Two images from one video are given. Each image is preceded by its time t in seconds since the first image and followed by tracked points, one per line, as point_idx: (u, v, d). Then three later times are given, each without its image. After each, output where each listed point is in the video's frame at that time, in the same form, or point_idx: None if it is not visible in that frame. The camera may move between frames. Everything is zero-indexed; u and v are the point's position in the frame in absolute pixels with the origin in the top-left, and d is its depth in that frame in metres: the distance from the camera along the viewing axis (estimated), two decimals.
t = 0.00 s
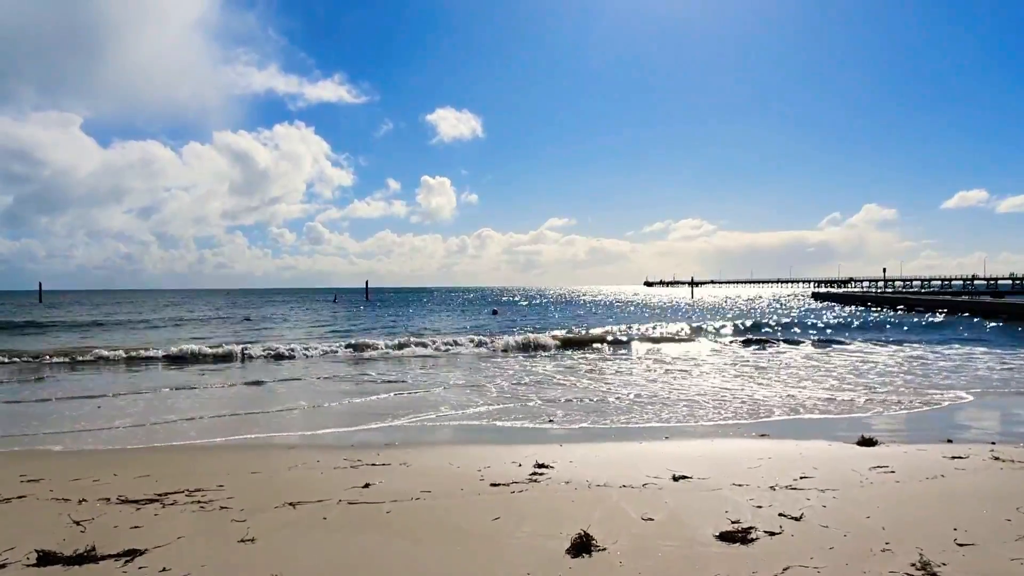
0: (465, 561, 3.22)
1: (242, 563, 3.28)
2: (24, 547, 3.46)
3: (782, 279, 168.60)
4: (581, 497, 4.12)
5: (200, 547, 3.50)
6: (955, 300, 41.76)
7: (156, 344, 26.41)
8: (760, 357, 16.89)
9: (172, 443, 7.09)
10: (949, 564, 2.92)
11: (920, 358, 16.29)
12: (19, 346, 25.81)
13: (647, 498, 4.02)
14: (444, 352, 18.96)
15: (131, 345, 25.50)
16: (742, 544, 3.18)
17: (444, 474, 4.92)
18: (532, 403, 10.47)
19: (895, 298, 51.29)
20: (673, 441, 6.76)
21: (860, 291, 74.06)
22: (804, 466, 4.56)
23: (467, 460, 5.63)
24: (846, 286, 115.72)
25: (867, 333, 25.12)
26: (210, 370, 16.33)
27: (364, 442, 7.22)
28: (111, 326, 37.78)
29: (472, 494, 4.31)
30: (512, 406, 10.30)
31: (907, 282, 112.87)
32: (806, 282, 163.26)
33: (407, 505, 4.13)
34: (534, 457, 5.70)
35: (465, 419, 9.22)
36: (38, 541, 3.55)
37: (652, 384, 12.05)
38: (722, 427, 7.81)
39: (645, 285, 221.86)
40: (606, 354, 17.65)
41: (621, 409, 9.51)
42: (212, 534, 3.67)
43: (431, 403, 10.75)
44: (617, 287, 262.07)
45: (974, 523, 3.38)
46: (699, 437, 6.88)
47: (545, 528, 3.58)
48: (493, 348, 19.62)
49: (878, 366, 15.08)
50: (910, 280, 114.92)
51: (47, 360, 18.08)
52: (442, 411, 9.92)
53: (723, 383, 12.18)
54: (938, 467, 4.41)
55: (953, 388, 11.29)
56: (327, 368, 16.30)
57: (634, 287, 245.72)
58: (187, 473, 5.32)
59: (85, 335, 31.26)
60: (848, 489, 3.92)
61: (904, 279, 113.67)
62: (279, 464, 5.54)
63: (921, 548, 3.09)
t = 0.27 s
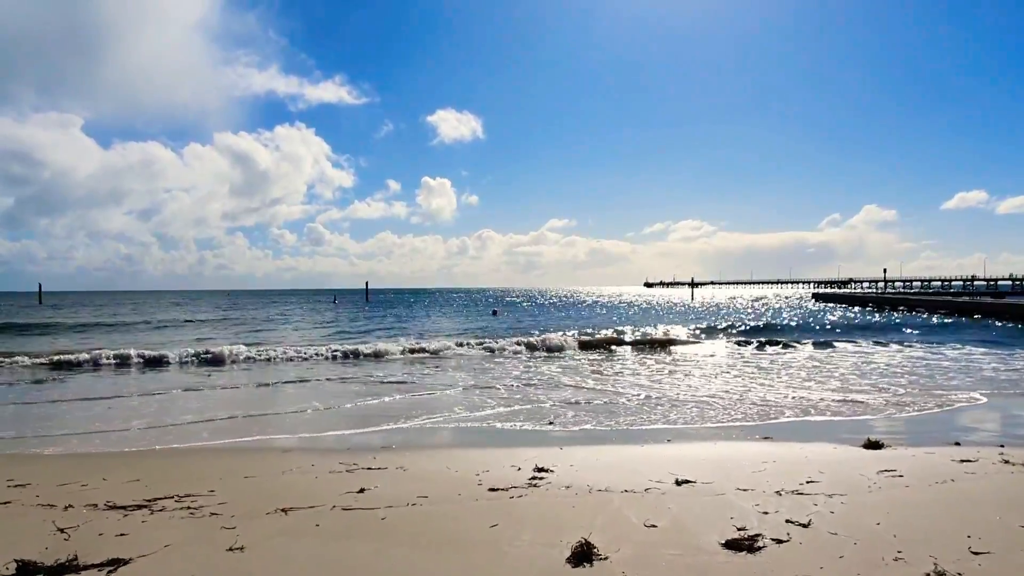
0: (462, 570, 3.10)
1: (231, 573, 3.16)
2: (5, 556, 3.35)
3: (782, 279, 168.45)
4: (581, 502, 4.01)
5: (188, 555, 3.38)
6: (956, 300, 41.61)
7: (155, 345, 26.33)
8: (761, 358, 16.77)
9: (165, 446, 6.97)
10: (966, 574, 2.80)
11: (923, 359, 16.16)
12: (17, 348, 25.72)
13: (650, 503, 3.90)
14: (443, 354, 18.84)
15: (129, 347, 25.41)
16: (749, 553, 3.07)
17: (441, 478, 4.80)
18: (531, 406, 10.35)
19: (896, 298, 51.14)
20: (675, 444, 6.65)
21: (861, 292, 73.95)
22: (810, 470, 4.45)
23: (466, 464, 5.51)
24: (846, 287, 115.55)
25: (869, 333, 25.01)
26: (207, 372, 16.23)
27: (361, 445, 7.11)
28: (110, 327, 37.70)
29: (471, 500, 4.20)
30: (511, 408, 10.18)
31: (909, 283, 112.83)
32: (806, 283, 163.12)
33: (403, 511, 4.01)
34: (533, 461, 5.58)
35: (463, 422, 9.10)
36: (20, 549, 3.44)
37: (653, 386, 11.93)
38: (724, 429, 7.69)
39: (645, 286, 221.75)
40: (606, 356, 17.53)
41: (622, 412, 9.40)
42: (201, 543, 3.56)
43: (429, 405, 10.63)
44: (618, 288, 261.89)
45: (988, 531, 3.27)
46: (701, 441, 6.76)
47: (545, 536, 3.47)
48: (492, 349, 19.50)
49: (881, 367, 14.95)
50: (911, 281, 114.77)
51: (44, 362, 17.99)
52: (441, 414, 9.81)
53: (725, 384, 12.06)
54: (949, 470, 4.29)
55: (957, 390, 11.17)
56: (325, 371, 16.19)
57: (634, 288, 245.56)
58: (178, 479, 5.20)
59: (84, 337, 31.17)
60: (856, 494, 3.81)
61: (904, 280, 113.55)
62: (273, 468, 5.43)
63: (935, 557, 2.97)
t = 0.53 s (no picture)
0: None
1: None
2: None
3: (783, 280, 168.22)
4: (579, 510, 3.90)
5: (170, 566, 3.29)
6: (958, 301, 41.44)
7: (154, 347, 26.27)
8: (763, 360, 16.64)
9: (158, 450, 6.88)
10: None
11: (926, 360, 16.02)
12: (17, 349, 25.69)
13: (649, 510, 3.79)
14: (443, 355, 18.74)
15: (129, 348, 25.34)
16: (753, 564, 2.95)
17: (436, 484, 4.69)
18: (531, 408, 10.23)
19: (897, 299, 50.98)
20: (677, 447, 6.53)
21: (862, 293, 73.74)
22: (814, 474, 4.33)
23: (462, 468, 5.40)
24: (847, 287, 115.35)
25: (871, 334, 24.86)
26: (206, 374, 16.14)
27: (356, 449, 7.00)
28: (110, 328, 37.65)
29: (466, 507, 4.09)
30: (510, 411, 10.05)
31: (910, 283, 112.64)
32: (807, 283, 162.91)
33: (395, 519, 3.91)
34: (531, 465, 5.47)
35: (461, 424, 8.99)
36: None
37: (654, 388, 11.82)
38: (727, 432, 7.57)
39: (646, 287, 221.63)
40: (607, 358, 17.42)
41: (622, 414, 9.30)
42: (184, 554, 3.46)
43: (427, 408, 10.51)
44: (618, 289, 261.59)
45: (1000, 540, 3.15)
46: (702, 444, 6.65)
47: (541, 545, 3.36)
48: (492, 351, 19.39)
49: (883, 368, 14.83)
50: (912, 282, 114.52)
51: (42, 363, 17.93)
52: (440, 416, 9.71)
53: (726, 386, 11.95)
54: (957, 475, 4.17)
55: (961, 391, 11.03)
56: (324, 372, 16.09)
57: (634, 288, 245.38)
58: (167, 485, 5.11)
59: (83, 338, 31.10)
60: (863, 501, 3.69)
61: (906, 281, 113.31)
62: (265, 473, 5.32)
63: (947, 568, 2.86)
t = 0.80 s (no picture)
0: None
1: None
2: None
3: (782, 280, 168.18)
4: (574, 515, 3.79)
5: None
6: (960, 301, 41.24)
7: (153, 347, 26.18)
8: (763, 360, 16.54)
9: (148, 452, 6.76)
10: None
11: (928, 360, 15.87)
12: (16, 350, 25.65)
13: (647, 516, 3.68)
14: (442, 356, 18.61)
15: (127, 348, 25.25)
16: (755, 573, 2.84)
17: (429, 488, 4.58)
18: (529, 411, 10.08)
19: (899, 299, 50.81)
20: (677, 450, 6.42)
21: (862, 292, 73.59)
22: (816, 478, 4.23)
23: (456, 472, 5.29)
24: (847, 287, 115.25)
25: (872, 335, 24.73)
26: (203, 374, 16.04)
27: (350, 452, 6.88)
28: (108, 328, 37.51)
29: (458, 512, 3.98)
30: (508, 414, 9.90)
31: (910, 283, 112.52)
32: (807, 283, 162.86)
33: (384, 525, 3.79)
34: (527, 468, 5.35)
35: (458, 427, 8.84)
36: None
37: (653, 389, 11.71)
38: (728, 434, 7.45)
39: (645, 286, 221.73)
40: (607, 359, 17.32)
41: (621, 416, 9.19)
42: (162, 564, 3.39)
43: (424, 411, 10.39)
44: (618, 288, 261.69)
45: (1010, 548, 3.03)
46: (702, 446, 6.53)
47: (533, 554, 3.24)
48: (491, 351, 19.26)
49: (884, 367, 14.72)
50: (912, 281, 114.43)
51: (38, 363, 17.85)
52: (436, 418, 9.59)
53: (726, 386, 11.85)
54: (962, 479, 4.07)
55: (965, 391, 10.90)
56: (322, 373, 15.97)
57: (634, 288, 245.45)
58: (154, 490, 5.00)
59: (81, 338, 30.98)
60: (867, 506, 3.58)
61: (905, 280, 113.23)
62: (253, 476, 5.22)
63: None
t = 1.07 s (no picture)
0: None
1: None
2: None
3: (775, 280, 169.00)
4: (564, 519, 3.67)
5: None
6: (953, 300, 41.45)
7: (143, 347, 25.87)
8: (756, 360, 16.52)
9: (129, 455, 6.59)
10: None
11: (921, 360, 15.89)
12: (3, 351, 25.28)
13: (639, 519, 3.57)
14: (434, 356, 18.46)
15: (117, 349, 24.96)
16: None
17: (416, 491, 4.45)
18: (520, 412, 9.96)
19: (891, 298, 51.04)
20: (670, 451, 6.33)
21: (855, 292, 73.92)
22: (812, 480, 4.13)
23: (445, 474, 5.17)
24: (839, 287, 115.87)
25: (866, 334, 24.75)
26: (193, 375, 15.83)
27: (337, 454, 6.74)
28: (100, 328, 37.18)
29: (445, 517, 3.85)
30: (500, 415, 9.78)
31: (901, 283, 113.29)
32: (799, 283, 163.74)
33: (366, 531, 3.66)
34: (517, 470, 5.24)
35: (448, 428, 8.70)
36: None
37: (646, 390, 11.63)
38: (722, 434, 7.36)
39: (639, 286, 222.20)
40: (600, 359, 17.25)
41: (613, 416, 9.10)
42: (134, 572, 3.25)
43: (415, 412, 10.24)
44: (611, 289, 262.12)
45: (1011, 552, 2.95)
46: (696, 447, 6.44)
47: (521, 559, 3.13)
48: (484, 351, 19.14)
49: (877, 367, 14.71)
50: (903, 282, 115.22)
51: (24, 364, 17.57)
52: (427, 419, 9.45)
53: (719, 386, 11.79)
54: (960, 481, 3.99)
55: (958, 391, 10.88)
56: (312, 374, 15.79)
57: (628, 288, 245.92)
58: (132, 494, 4.85)
59: (71, 338, 30.66)
60: (863, 509, 3.50)
61: (897, 280, 113.99)
62: (236, 480, 5.08)
63: None
